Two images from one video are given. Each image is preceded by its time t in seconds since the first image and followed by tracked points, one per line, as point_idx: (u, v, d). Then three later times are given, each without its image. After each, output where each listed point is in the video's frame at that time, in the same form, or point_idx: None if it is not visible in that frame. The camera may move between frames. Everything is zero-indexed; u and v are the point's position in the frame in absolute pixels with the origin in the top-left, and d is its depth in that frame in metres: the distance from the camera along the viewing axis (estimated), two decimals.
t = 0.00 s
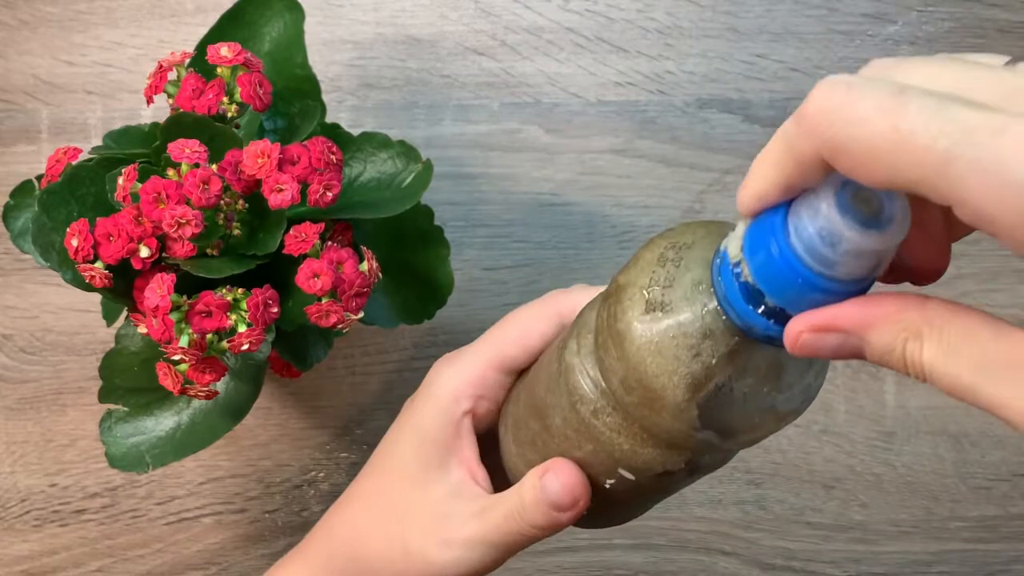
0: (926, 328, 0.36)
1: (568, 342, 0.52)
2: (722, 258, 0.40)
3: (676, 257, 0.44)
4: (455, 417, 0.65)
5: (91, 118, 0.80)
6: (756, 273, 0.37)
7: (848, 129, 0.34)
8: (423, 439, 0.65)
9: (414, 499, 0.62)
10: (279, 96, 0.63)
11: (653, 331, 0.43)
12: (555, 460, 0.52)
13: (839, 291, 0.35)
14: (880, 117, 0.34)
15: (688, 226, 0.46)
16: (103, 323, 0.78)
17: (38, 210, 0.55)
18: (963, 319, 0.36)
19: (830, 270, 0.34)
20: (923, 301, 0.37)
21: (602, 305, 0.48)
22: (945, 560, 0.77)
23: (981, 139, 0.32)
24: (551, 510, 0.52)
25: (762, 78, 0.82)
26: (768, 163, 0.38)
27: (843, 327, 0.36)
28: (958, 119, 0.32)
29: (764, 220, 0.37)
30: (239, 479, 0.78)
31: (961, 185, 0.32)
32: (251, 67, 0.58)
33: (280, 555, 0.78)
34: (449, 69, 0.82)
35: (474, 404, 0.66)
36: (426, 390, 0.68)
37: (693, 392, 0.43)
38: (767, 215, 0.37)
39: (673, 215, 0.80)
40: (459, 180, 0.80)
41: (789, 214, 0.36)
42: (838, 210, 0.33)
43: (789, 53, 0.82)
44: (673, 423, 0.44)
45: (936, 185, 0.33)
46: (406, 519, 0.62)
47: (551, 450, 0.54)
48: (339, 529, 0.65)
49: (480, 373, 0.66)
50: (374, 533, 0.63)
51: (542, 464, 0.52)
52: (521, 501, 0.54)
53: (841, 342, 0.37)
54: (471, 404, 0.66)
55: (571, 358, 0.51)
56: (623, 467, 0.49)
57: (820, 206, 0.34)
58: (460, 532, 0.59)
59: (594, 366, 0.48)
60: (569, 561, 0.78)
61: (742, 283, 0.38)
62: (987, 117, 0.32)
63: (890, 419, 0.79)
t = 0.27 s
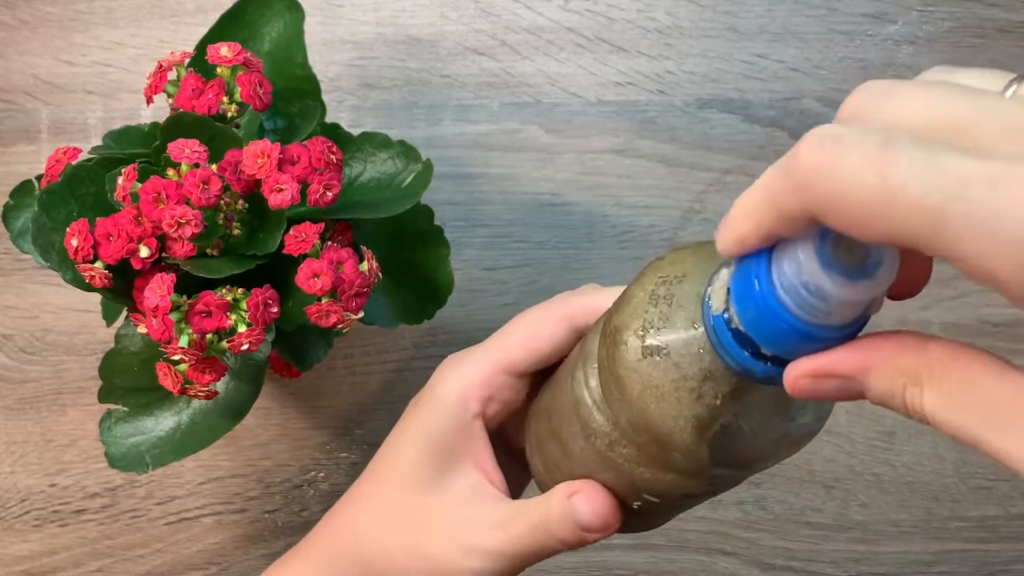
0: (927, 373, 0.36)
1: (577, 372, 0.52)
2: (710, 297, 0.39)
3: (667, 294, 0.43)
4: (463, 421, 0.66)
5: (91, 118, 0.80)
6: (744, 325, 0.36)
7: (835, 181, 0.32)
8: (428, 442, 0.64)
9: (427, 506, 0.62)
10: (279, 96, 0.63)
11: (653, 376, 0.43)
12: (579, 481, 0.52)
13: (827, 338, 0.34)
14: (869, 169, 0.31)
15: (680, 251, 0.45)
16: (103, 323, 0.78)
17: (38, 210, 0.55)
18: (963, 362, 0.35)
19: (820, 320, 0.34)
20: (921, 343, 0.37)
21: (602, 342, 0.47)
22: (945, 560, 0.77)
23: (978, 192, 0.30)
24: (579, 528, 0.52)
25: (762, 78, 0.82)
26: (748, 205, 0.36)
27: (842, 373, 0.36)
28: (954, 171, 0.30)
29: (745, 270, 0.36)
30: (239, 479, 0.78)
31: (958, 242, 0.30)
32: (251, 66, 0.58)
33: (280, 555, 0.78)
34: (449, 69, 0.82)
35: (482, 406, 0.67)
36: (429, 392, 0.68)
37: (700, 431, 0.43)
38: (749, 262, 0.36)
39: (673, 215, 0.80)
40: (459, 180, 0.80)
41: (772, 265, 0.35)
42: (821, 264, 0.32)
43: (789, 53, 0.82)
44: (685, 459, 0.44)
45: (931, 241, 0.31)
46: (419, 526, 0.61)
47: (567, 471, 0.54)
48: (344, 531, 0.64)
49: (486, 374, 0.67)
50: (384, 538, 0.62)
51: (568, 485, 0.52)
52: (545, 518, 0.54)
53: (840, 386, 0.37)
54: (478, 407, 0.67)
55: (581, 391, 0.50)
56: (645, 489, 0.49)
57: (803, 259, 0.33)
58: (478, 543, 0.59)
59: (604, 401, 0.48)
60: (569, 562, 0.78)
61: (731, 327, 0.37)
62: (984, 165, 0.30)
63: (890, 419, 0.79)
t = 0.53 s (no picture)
0: (957, 379, 0.36)
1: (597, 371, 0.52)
2: (729, 304, 0.39)
3: (686, 295, 0.44)
4: (484, 400, 0.66)
5: (91, 118, 0.80)
6: (769, 336, 0.36)
7: (866, 181, 0.29)
8: (449, 421, 0.64)
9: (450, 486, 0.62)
10: (279, 96, 0.63)
11: (677, 383, 0.43)
12: (612, 469, 0.52)
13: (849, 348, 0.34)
14: (903, 167, 0.29)
15: (698, 251, 0.45)
16: (103, 323, 0.78)
17: (38, 210, 0.55)
18: (994, 367, 0.35)
19: (845, 333, 0.33)
20: (949, 348, 0.36)
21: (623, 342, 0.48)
22: (945, 561, 0.77)
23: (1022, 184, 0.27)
24: (611, 516, 0.52)
25: (762, 78, 0.82)
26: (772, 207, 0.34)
27: (869, 383, 0.35)
28: (994, 165, 0.28)
29: (768, 280, 0.36)
30: (239, 479, 0.78)
31: (1000, 239, 0.28)
32: (250, 67, 0.58)
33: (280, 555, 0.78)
34: (448, 69, 0.82)
35: (503, 384, 0.67)
36: (447, 372, 0.68)
37: (728, 437, 0.42)
38: (772, 272, 0.36)
39: (673, 214, 0.80)
40: (459, 180, 0.80)
41: (795, 276, 0.34)
42: (845, 278, 0.32)
43: (789, 52, 0.82)
44: (714, 461, 0.44)
45: (971, 241, 0.29)
46: (444, 508, 0.61)
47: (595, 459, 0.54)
48: (359, 514, 0.64)
49: (504, 352, 0.67)
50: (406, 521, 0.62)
51: (600, 471, 0.52)
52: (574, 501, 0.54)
53: (869, 398, 0.36)
54: (498, 386, 0.67)
55: (603, 391, 0.51)
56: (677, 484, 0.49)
57: (826, 272, 0.32)
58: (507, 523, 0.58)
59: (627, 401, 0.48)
60: (569, 562, 0.78)
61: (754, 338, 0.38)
62: None
63: (890, 419, 0.79)
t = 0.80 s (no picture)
0: (966, 335, 0.35)
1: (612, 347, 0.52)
2: (739, 269, 0.39)
3: (696, 265, 0.43)
4: (500, 382, 0.66)
5: (91, 118, 0.80)
6: (778, 297, 0.36)
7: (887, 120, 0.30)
8: (467, 403, 0.64)
9: (467, 471, 0.62)
10: (279, 96, 0.63)
11: (688, 352, 0.43)
12: (632, 451, 0.52)
13: (858, 307, 0.34)
14: (926, 105, 0.29)
15: (711, 219, 0.45)
16: (103, 323, 0.78)
17: (38, 210, 0.55)
18: (1004, 322, 0.34)
19: (855, 290, 0.33)
20: (958, 305, 0.35)
21: (635, 314, 0.47)
22: (945, 561, 0.77)
23: None
24: (629, 498, 0.52)
25: (762, 78, 0.82)
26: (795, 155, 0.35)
27: (878, 343, 0.35)
28: (1016, 103, 0.28)
29: (777, 239, 0.36)
30: (239, 479, 0.78)
31: (1015, 177, 0.28)
32: (250, 66, 0.58)
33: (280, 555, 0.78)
34: (448, 69, 0.82)
35: (519, 367, 0.67)
36: (463, 354, 0.68)
37: (741, 406, 0.42)
38: (782, 229, 0.36)
39: (673, 215, 0.80)
40: (459, 180, 0.80)
41: (804, 234, 0.34)
42: (855, 233, 0.32)
43: (789, 52, 0.82)
44: (728, 432, 0.44)
45: (987, 180, 0.28)
46: (461, 491, 0.61)
47: (614, 441, 0.54)
48: (374, 497, 0.64)
49: (521, 334, 0.67)
50: (422, 503, 0.62)
51: (618, 453, 0.52)
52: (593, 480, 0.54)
53: (878, 358, 0.36)
54: (514, 368, 0.67)
55: (617, 365, 0.51)
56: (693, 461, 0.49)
57: (836, 228, 0.32)
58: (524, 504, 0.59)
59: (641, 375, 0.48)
60: (569, 562, 0.78)
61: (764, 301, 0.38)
62: None
63: (890, 419, 0.78)
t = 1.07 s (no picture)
0: (948, 309, 0.35)
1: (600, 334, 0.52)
2: (723, 249, 0.39)
3: (682, 247, 0.44)
4: (490, 375, 0.66)
5: (91, 118, 0.80)
6: (762, 276, 0.36)
7: (864, 95, 0.31)
8: (459, 395, 0.64)
9: (458, 464, 0.62)
10: (279, 96, 0.63)
11: (674, 333, 0.43)
12: (619, 438, 0.52)
13: (838, 283, 0.35)
14: (898, 79, 0.30)
15: (695, 202, 0.45)
16: (103, 323, 0.78)
17: (38, 210, 0.55)
18: (986, 296, 0.34)
19: (837, 266, 0.34)
20: (940, 280, 0.36)
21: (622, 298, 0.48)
22: (945, 561, 0.77)
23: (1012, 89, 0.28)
24: (618, 486, 0.52)
25: (762, 78, 0.82)
26: (775, 131, 0.35)
27: (861, 317, 0.36)
28: (988, 74, 0.29)
29: (758, 219, 0.36)
30: (239, 479, 0.78)
31: (987, 146, 0.29)
32: (250, 67, 0.58)
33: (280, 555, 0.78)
34: (448, 69, 0.82)
35: (509, 359, 0.67)
36: (453, 349, 0.68)
37: (727, 385, 0.43)
38: (763, 209, 0.36)
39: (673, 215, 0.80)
40: (459, 180, 0.80)
41: (785, 211, 0.35)
42: (834, 209, 0.32)
43: (789, 52, 0.82)
44: (715, 415, 0.44)
45: (961, 150, 0.29)
46: (453, 483, 0.61)
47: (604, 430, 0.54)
48: (368, 491, 0.64)
49: (512, 327, 0.67)
50: (415, 495, 0.62)
51: (608, 441, 0.52)
52: (582, 470, 0.54)
53: (862, 333, 0.36)
54: (505, 361, 0.67)
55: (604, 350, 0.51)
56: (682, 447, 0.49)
57: (816, 205, 0.33)
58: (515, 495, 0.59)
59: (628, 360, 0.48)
60: (569, 562, 0.78)
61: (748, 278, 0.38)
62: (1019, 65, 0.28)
63: (890, 419, 0.79)
